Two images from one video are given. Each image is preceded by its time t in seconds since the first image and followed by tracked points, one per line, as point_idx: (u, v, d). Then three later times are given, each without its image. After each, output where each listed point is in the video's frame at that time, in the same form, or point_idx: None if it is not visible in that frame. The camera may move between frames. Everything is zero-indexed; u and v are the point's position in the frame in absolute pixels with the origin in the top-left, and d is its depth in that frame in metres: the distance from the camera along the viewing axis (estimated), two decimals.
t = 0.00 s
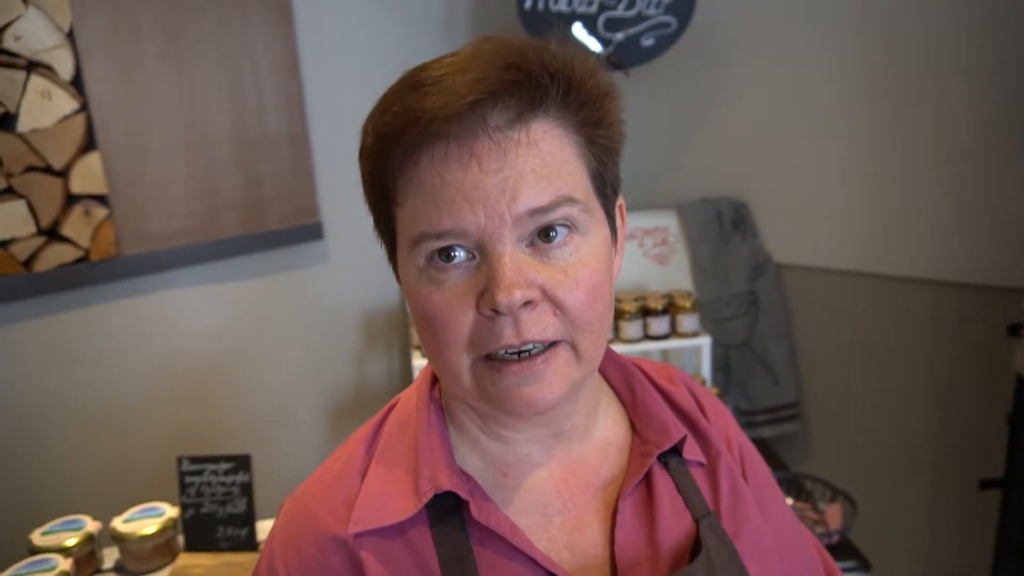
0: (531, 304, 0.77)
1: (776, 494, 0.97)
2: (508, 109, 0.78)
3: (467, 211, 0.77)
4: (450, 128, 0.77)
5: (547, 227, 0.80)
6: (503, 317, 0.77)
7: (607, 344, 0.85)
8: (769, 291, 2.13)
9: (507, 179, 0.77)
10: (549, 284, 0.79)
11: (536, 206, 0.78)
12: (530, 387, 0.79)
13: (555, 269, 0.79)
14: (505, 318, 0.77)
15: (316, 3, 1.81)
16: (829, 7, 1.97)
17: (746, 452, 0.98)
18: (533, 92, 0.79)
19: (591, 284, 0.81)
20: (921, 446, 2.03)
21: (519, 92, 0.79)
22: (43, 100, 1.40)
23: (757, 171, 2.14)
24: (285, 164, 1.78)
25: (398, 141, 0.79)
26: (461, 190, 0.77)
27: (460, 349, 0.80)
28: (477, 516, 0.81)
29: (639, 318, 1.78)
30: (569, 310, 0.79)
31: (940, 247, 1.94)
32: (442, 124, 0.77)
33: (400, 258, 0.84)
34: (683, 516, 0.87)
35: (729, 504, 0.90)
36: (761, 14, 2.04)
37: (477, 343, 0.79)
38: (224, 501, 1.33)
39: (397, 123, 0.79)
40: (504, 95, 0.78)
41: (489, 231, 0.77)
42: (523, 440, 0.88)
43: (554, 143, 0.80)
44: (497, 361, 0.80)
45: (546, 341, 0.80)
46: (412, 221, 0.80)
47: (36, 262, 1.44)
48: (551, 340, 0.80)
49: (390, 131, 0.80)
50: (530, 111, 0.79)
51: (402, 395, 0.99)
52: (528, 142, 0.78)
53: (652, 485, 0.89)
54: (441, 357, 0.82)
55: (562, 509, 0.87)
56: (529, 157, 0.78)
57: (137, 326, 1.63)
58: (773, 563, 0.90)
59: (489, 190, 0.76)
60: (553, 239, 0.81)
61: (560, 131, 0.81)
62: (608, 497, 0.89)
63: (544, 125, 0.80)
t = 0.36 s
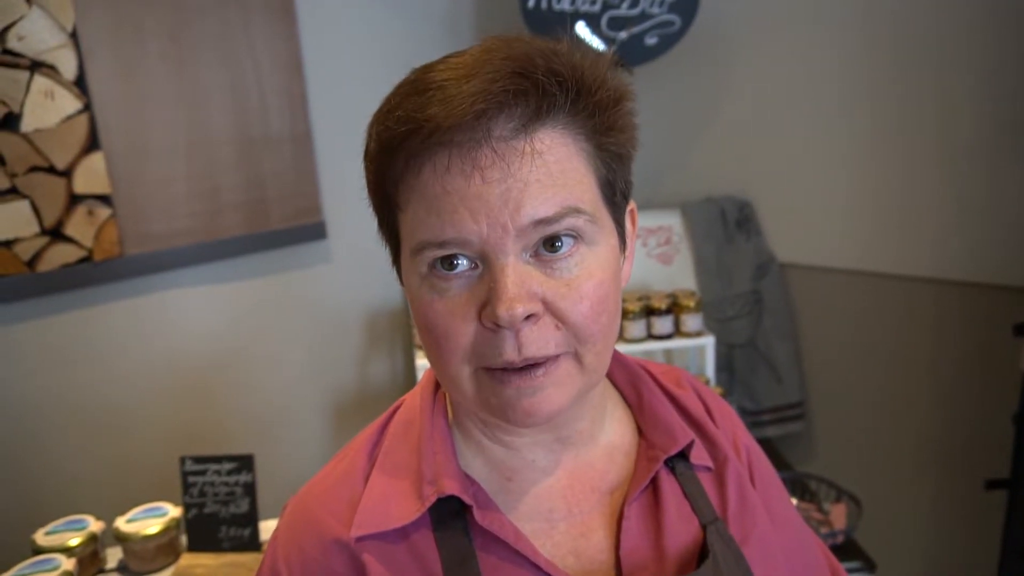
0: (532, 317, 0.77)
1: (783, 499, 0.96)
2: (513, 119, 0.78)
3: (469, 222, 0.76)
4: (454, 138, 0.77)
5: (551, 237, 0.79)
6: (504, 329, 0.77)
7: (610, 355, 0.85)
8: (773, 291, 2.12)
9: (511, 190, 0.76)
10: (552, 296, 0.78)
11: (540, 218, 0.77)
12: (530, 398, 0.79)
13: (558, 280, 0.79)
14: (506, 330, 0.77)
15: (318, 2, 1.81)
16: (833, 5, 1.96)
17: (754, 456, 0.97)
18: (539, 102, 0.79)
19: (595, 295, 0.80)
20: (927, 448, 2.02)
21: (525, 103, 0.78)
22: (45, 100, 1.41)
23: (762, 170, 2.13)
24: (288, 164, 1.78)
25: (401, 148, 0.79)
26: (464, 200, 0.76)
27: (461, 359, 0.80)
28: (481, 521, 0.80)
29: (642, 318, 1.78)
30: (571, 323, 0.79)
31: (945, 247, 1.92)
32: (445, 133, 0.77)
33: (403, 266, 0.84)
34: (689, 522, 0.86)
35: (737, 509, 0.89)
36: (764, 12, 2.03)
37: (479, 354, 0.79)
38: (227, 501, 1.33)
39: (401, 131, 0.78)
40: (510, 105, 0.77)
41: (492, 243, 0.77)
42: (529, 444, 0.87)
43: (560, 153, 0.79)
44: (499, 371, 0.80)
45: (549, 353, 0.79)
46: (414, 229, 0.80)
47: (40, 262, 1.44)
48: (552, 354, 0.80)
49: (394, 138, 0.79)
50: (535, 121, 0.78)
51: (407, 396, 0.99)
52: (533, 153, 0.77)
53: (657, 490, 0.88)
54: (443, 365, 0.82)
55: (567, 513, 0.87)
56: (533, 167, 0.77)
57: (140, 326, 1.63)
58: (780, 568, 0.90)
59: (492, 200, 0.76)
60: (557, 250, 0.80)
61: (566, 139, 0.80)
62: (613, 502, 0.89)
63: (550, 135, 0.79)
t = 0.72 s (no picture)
0: (552, 289, 0.76)
1: (794, 498, 0.95)
2: (522, 98, 0.79)
3: (486, 199, 0.76)
4: (466, 118, 0.77)
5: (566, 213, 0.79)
6: (527, 302, 0.76)
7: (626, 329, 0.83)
8: (777, 290, 2.11)
9: (525, 165, 0.77)
10: (571, 269, 0.78)
11: (554, 191, 0.77)
12: (554, 370, 0.77)
13: (575, 254, 0.78)
14: (529, 304, 0.76)
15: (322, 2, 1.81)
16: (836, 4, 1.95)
17: (764, 455, 0.96)
18: (546, 81, 0.80)
19: (612, 269, 0.80)
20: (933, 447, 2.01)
21: (532, 82, 0.80)
22: (50, 100, 1.41)
23: (766, 170, 2.12)
24: (291, 164, 1.78)
25: (414, 136, 0.79)
26: (479, 177, 0.76)
27: (484, 339, 0.78)
28: (491, 515, 0.80)
29: (646, 318, 1.77)
30: (591, 295, 0.78)
31: (950, 246, 1.91)
32: (458, 114, 0.77)
33: (419, 257, 0.83)
34: (699, 518, 0.86)
35: (746, 508, 0.89)
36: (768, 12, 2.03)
37: (501, 331, 0.77)
38: (230, 500, 1.33)
39: (413, 119, 0.79)
40: (518, 84, 0.79)
41: (508, 218, 0.77)
42: (540, 439, 0.87)
43: (568, 131, 0.80)
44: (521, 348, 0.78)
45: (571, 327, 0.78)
46: (431, 215, 0.79)
47: (44, 262, 1.44)
48: (574, 328, 0.78)
49: (406, 127, 0.80)
50: (543, 99, 0.80)
51: (416, 392, 0.99)
52: (543, 129, 0.79)
53: (668, 486, 0.88)
54: (464, 350, 0.80)
55: (577, 508, 0.87)
56: (544, 142, 0.78)
57: (145, 326, 1.63)
58: (790, 567, 0.89)
59: (507, 176, 0.76)
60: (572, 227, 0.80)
61: (573, 118, 0.81)
62: (624, 499, 0.89)
63: (557, 113, 0.80)
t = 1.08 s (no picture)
0: (534, 298, 0.76)
1: (795, 497, 0.95)
2: (481, 108, 0.78)
3: (456, 217, 0.76)
4: (427, 137, 0.77)
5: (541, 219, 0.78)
6: (507, 315, 0.76)
7: (621, 334, 0.84)
8: (778, 290, 2.11)
9: (491, 177, 0.76)
10: (550, 275, 0.77)
11: (524, 200, 0.77)
12: (545, 382, 0.79)
13: (553, 259, 0.78)
14: (509, 316, 0.76)
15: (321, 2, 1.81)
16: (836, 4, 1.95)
17: (765, 454, 0.96)
18: (503, 87, 0.79)
19: (592, 268, 0.79)
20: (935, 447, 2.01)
21: (489, 90, 0.78)
22: (49, 101, 1.41)
23: (766, 169, 2.12)
24: (291, 164, 1.78)
25: (381, 161, 0.79)
26: (448, 196, 0.76)
27: (471, 355, 0.79)
28: (490, 515, 0.80)
29: (646, 317, 1.77)
30: (574, 298, 0.78)
31: (951, 246, 1.91)
32: (419, 135, 0.77)
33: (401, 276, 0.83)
34: (700, 516, 0.86)
35: (747, 506, 0.88)
36: (768, 11, 2.03)
37: (487, 347, 0.78)
38: (228, 500, 1.33)
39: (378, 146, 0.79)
40: (475, 95, 0.78)
41: (480, 232, 0.76)
42: (539, 439, 0.87)
43: (533, 136, 0.79)
44: (509, 361, 0.80)
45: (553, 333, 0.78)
46: (407, 235, 0.80)
47: (44, 262, 1.44)
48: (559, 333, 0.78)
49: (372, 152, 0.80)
50: (503, 106, 0.78)
51: (415, 391, 0.99)
52: (506, 137, 0.77)
53: (668, 485, 0.87)
54: (453, 364, 0.81)
55: (577, 508, 0.87)
56: (507, 151, 0.77)
57: (144, 326, 1.63)
58: (791, 565, 0.89)
59: (475, 191, 0.76)
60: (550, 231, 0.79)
61: (536, 121, 0.80)
62: (624, 498, 0.88)
63: (519, 118, 0.79)
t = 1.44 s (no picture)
0: (533, 291, 0.76)
1: (798, 503, 0.94)
2: (508, 93, 0.77)
3: (466, 197, 0.75)
4: (449, 113, 0.77)
5: (553, 214, 0.78)
6: (505, 303, 0.75)
7: (618, 337, 0.83)
8: (780, 290, 2.10)
9: (508, 162, 0.75)
10: (555, 271, 0.77)
11: (539, 190, 0.76)
12: (531, 376, 0.77)
13: (560, 255, 0.77)
14: (507, 305, 0.75)
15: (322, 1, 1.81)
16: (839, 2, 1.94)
17: (769, 459, 0.96)
18: (534, 75, 0.79)
19: (600, 270, 0.79)
20: (938, 448, 2.00)
21: (520, 76, 0.78)
22: (50, 100, 1.41)
23: (767, 169, 2.11)
24: (292, 163, 1.78)
25: (398, 129, 0.79)
26: (460, 174, 0.76)
27: (463, 338, 0.78)
28: (488, 522, 0.79)
29: (647, 317, 1.77)
30: (576, 297, 0.77)
31: (954, 245, 1.90)
32: (442, 108, 0.77)
33: (405, 251, 0.83)
34: (701, 523, 0.85)
35: (750, 512, 0.88)
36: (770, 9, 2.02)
37: (482, 332, 0.78)
38: (228, 501, 1.33)
39: (399, 112, 0.79)
40: (504, 78, 0.78)
41: (489, 217, 0.76)
42: (539, 444, 0.86)
43: (556, 128, 0.78)
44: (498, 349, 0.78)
45: (551, 329, 0.78)
46: (414, 210, 0.79)
47: (44, 262, 1.44)
48: (557, 329, 0.78)
49: (391, 120, 0.79)
50: (530, 95, 0.78)
51: (415, 392, 0.98)
52: (529, 125, 0.77)
53: (669, 491, 0.87)
54: (445, 349, 0.80)
55: (576, 514, 0.86)
56: (528, 139, 0.76)
57: (145, 326, 1.63)
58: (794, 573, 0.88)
59: (489, 173, 0.75)
60: (559, 226, 0.79)
61: (562, 114, 0.80)
62: (624, 504, 0.88)
63: (544, 109, 0.79)
